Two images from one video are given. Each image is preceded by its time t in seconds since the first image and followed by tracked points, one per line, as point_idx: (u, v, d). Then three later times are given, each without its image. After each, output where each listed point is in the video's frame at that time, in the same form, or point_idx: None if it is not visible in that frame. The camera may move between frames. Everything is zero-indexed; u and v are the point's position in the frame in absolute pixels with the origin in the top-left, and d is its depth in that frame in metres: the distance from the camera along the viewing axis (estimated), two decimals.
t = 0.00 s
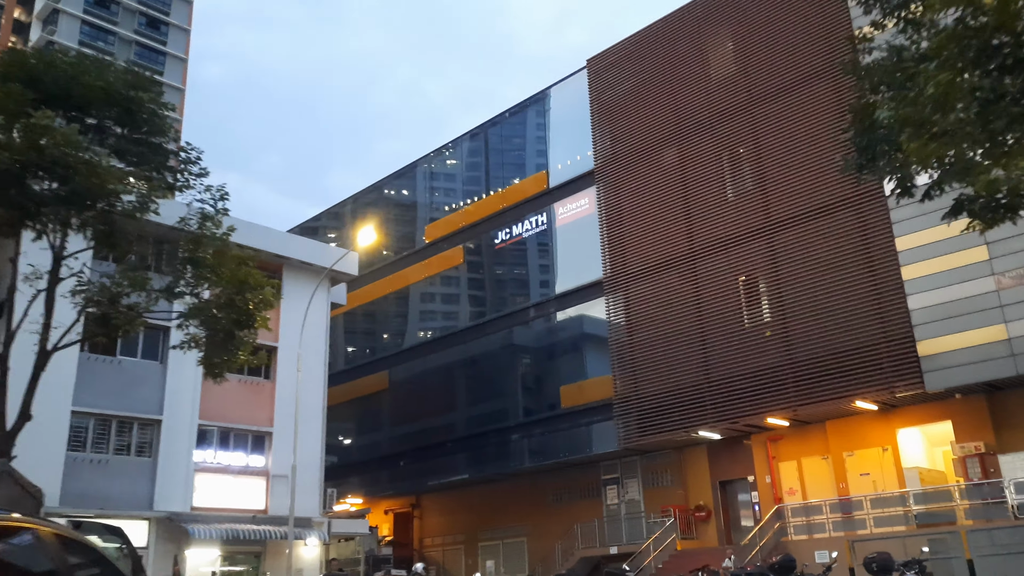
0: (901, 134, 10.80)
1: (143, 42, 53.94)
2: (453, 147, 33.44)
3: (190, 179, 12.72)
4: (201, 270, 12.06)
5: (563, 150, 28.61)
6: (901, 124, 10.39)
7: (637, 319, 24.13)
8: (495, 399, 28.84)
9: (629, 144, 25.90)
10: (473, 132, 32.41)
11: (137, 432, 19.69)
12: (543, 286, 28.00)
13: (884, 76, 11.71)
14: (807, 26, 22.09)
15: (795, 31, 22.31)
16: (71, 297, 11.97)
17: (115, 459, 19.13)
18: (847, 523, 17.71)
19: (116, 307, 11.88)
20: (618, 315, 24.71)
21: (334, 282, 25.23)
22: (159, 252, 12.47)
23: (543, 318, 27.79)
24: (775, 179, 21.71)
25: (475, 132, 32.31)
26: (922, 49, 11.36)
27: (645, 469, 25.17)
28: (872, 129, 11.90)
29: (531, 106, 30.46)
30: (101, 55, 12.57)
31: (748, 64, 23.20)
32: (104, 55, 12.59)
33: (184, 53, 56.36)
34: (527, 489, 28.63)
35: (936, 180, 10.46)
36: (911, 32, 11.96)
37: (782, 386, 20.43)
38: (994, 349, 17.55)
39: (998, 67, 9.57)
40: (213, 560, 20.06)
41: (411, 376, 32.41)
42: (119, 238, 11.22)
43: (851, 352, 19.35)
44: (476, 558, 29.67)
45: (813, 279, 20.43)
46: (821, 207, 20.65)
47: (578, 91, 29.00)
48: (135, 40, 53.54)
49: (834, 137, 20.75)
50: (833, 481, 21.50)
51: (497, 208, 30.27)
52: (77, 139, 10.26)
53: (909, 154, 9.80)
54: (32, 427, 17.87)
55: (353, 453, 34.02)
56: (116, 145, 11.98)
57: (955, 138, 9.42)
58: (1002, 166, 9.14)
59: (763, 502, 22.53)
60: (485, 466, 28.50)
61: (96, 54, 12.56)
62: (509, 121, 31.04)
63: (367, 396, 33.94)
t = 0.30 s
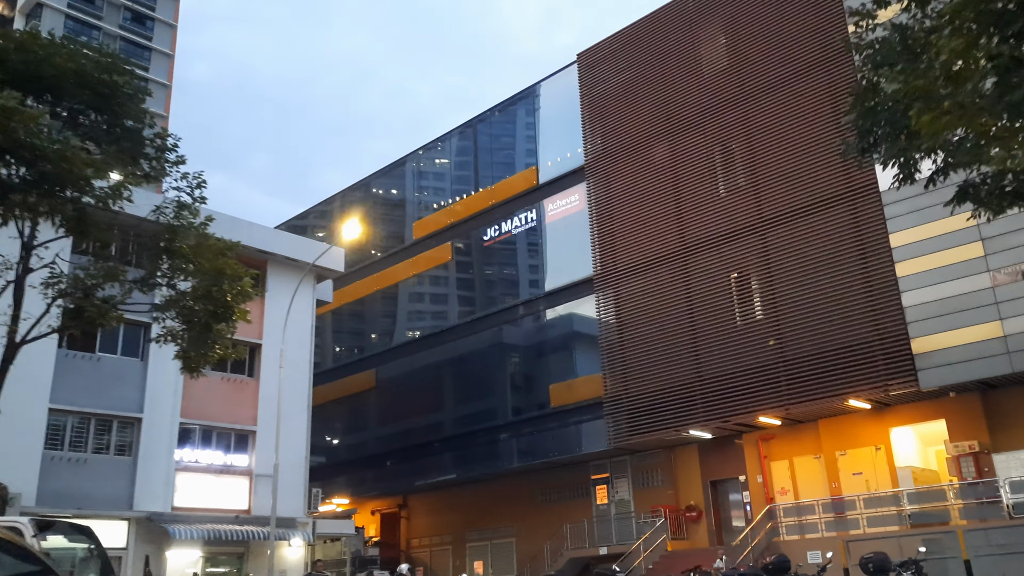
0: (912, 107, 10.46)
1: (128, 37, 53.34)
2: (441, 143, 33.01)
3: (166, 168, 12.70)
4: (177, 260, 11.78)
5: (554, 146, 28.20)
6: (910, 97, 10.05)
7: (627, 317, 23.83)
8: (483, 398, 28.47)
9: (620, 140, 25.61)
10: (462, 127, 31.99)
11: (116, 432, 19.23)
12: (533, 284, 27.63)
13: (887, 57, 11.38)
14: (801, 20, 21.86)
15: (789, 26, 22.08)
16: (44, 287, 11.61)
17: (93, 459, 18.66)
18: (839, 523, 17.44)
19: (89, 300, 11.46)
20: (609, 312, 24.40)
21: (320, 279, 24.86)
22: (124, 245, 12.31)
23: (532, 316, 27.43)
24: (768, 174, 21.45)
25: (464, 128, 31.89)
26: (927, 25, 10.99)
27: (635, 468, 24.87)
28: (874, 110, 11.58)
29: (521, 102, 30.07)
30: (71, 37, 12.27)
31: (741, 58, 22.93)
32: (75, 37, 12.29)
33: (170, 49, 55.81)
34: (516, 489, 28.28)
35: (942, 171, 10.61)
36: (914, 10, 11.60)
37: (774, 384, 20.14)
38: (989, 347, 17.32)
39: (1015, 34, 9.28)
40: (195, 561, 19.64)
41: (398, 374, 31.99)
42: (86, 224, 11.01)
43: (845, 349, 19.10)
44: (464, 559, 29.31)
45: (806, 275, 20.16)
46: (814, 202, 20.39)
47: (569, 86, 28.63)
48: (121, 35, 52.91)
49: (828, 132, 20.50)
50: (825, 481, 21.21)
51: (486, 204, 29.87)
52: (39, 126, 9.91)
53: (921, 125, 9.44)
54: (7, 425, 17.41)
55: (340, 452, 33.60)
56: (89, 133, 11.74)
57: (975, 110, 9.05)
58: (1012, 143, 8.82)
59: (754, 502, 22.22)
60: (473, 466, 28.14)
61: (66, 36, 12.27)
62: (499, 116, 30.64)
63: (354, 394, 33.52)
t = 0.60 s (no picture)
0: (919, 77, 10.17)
1: (115, 33, 52.75)
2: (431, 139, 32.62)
3: (144, 155, 12.54)
4: (156, 249, 11.80)
5: (546, 143, 27.84)
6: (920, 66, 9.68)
7: (619, 315, 23.55)
8: (473, 397, 28.13)
9: (612, 135, 25.33)
10: (452, 123, 31.62)
11: (98, 430, 18.82)
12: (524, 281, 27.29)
13: (890, 31, 11.07)
14: (795, 13, 21.64)
15: (783, 20, 21.84)
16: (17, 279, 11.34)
17: (74, 458, 18.25)
18: (833, 522, 17.20)
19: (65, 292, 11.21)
20: (601, 310, 24.12)
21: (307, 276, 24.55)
22: (105, 238, 12.27)
23: (523, 313, 27.08)
24: (761, 169, 21.20)
25: (454, 124, 31.52)
26: None
27: (626, 467, 24.58)
28: (878, 88, 11.30)
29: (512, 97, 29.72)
30: (43, 19, 11.98)
31: (735, 52, 22.68)
32: (47, 19, 12.00)
33: (158, 46, 55.27)
34: (506, 488, 27.96)
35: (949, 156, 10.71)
36: None
37: (768, 381, 19.87)
38: (986, 344, 17.08)
39: None
40: (179, 562, 19.26)
41: (387, 373, 31.60)
42: (58, 212, 10.82)
43: (840, 346, 18.86)
44: (454, 559, 28.98)
45: (801, 271, 19.90)
46: (809, 197, 20.15)
47: (560, 82, 28.29)
48: (108, 31, 52.33)
49: (824, 127, 20.27)
50: (819, 479, 21.01)
51: (476, 201, 29.52)
52: (13, 115, 9.73)
53: (934, 97, 9.19)
54: None
55: (329, 452, 33.21)
56: (67, 122, 11.57)
57: (992, 80, 8.78)
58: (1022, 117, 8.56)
59: (748, 501, 21.99)
60: (463, 466, 27.79)
61: (37, 18, 11.98)
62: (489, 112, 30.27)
63: (343, 393, 33.11)
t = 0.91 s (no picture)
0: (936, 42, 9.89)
1: (104, 29, 52.24)
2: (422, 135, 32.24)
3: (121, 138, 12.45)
4: (135, 239, 11.78)
5: (538, 138, 27.51)
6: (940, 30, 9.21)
7: (613, 312, 23.25)
8: (464, 395, 27.78)
9: (605, 130, 25.04)
10: (444, 119, 31.25)
11: (81, 428, 18.41)
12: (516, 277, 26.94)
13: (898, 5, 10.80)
14: (790, 6, 21.39)
15: (779, 13, 21.56)
16: None
17: (56, 456, 17.83)
18: (830, 521, 16.94)
19: (41, 285, 10.99)
20: (594, 307, 23.82)
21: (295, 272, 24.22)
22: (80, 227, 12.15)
23: (515, 310, 26.73)
24: (757, 164, 20.93)
25: (445, 120, 31.16)
26: None
27: (620, 466, 24.28)
28: (887, 66, 11.05)
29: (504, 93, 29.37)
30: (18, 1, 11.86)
31: (730, 46, 22.40)
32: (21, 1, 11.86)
33: (147, 42, 54.79)
34: (499, 487, 27.63)
35: (957, 137, 10.84)
36: None
37: (764, 379, 19.59)
38: (985, 339, 16.83)
39: None
40: (163, 563, 18.87)
41: (378, 371, 31.22)
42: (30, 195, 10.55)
43: (837, 343, 18.59)
44: (445, 560, 28.63)
45: (797, 267, 19.63)
46: (806, 192, 19.88)
47: (554, 76, 27.96)
48: (96, 27, 51.81)
49: (821, 121, 20.01)
50: (815, 477, 20.75)
51: (468, 197, 29.17)
52: None
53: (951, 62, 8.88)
54: None
55: (319, 452, 32.82)
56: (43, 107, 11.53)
57: (1012, 47, 8.33)
58: None
59: (743, 500, 21.71)
60: (455, 465, 27.43)
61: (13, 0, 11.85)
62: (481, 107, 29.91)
63: (333, 392, 32.72)
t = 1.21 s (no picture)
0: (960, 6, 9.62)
1: (94, 25, 51.77)
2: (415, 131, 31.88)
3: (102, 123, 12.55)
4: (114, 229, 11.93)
5: (532, 133, 27.20)
6: None
7: (608, 308, 22.94)
8: (457, 393, 27.43)
9: (600, 125, 24.75)
10: (437, 114, 30.90)
11: (65, 425, 18.01)
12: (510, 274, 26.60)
13: None
14: None
15: (776, 5, 21.29)
16: None
17: (39, 454, 17.41)
18: (828, 520, 16.65)
19: (17, 274, 10.86)
20: (589, 303, 23.50)
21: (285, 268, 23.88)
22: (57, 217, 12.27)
23: (509, 308, 26.39)
24: (754, 158, 20.65)
25: (438, 115, 30.82)
26: None
27: (614, 465, 23.98)
28: (898, 40, 10.84)
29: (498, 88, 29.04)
30: None
31: (726, 39, 22.12)
32: None
33: (138, 38, 54.34)
34: (492, 487, 27.28)
35: (970, 118, 10.57)
36: None
37: (762, 376, 19.30)
38: (985, 335, 16.57)
39: None
40: (149, 564, 18.49)
41: (370, 369, 30.85)
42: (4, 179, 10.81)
43: (836, 340, 18.31)
44: (438, 560, 28.28)
45: (795, 262, 19.35)
46: (804, 186, 19.60)
47: (548, 71, 27.62)
48: (86, 24, 51.34)
49: (820, 115, 19.75)
50: (811, 476, 20.49)
51: (461, 192, 28.83)
52: None
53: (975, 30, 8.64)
54: None
55: (310, 451, 32.43)
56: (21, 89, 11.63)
57: None
58: None
59: (739, 500, 21.45)
60: (448, 464, 27.07)
61: None
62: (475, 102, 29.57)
63: (325, 390, 32.33)
